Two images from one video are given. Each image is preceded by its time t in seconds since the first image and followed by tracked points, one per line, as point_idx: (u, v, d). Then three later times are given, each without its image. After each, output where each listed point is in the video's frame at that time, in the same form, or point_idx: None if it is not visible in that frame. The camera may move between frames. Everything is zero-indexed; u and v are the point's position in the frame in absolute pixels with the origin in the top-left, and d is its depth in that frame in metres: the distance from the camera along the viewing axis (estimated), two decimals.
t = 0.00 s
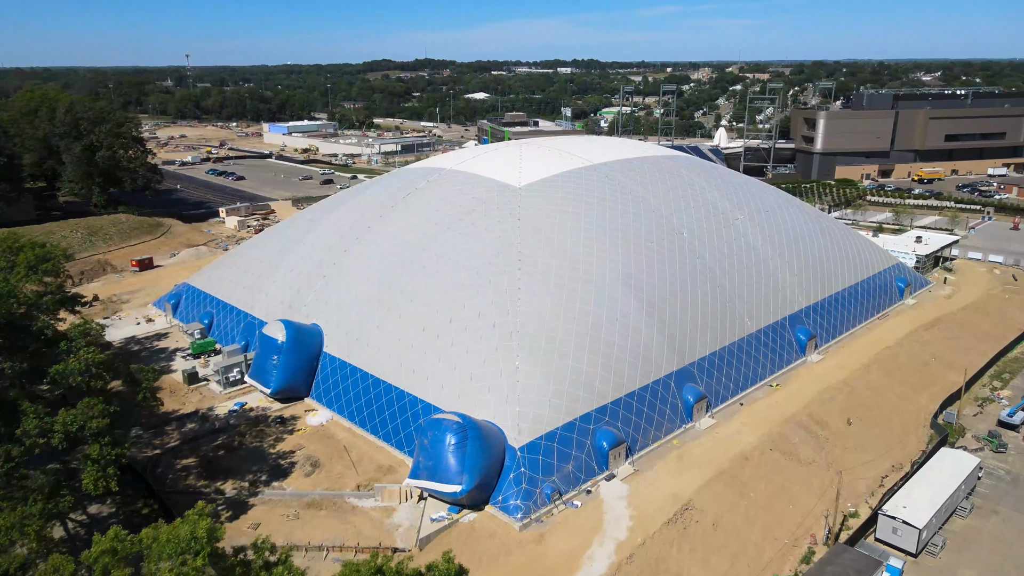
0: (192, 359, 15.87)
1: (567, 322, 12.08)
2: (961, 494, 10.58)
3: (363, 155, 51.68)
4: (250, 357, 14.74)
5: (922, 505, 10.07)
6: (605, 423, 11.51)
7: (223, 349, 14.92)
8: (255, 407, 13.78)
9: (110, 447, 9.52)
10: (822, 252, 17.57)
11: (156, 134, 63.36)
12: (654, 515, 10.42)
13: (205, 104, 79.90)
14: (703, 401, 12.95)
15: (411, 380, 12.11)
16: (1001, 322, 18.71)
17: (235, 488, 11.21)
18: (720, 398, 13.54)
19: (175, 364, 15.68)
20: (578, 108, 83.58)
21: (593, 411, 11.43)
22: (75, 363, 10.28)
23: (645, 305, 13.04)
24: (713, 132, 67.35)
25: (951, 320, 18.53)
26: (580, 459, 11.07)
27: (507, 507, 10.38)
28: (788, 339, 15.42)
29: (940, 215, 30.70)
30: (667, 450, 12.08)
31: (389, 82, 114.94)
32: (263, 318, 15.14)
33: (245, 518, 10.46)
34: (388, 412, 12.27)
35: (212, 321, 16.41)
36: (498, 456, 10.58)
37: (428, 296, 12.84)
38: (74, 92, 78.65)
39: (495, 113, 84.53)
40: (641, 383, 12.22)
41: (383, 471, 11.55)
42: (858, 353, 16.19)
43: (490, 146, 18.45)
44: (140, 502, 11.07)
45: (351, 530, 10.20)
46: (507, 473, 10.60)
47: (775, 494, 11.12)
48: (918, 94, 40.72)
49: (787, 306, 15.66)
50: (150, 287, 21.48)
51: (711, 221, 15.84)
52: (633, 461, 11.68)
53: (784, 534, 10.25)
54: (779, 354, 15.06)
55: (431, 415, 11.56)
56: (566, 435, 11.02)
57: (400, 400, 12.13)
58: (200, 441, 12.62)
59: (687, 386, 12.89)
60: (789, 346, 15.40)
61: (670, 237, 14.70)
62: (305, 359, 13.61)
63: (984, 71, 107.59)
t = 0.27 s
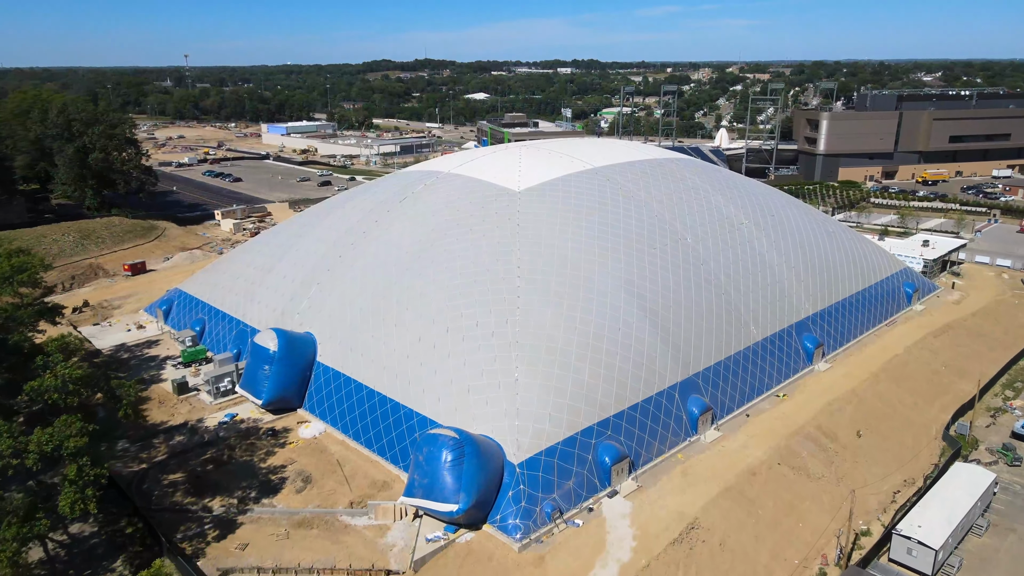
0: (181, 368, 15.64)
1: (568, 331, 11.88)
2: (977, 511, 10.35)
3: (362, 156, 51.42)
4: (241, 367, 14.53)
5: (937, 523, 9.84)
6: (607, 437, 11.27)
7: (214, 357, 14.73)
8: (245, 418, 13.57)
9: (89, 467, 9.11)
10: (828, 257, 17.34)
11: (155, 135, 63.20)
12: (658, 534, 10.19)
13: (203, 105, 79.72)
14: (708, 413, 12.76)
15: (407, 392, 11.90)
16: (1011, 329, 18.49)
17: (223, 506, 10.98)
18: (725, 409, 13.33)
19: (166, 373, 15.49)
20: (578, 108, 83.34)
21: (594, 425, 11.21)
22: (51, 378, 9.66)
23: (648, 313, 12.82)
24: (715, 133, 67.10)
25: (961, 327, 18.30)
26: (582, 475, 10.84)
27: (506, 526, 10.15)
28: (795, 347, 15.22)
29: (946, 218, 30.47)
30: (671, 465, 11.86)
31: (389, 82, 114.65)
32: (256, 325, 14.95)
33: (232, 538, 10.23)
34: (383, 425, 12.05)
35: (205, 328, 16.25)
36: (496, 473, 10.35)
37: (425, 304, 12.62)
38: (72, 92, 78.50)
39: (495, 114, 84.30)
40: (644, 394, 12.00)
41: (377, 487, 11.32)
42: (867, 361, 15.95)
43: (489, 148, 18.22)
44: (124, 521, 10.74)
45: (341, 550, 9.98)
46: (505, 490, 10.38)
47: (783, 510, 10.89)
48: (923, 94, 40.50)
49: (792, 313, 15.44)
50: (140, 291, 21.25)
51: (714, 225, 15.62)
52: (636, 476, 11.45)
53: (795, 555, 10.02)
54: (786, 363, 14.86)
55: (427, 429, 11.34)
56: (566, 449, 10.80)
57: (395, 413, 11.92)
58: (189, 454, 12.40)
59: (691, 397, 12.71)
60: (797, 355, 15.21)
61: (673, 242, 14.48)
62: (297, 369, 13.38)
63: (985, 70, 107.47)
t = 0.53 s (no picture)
0: (171, 377, 15.44)
1: (569, 342, 11.66)
2: (994, 531, 10.11)
3: (361, 157, 51.18)
4: (231, 377, 14.39)
5: (954, 544, 9.61)
6: (609, 452, 11.03)
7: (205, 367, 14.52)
8: (236, 431, 13.34)
9: (64, 489, 8.84)
10: (833, 263, 17.11)
11: (153, 135, 62.97)
12: (663, 555, 9.95)
13: (202, 105, 79.50)
14: (714, 425, 12.51)
15: (403, 404, 11.68)
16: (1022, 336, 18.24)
17: (209, 524, 10.74)
18: (732, 421, 13.09)
19: (155, 383, 15.30)
20: (579, 108, 83.15)
21: (596, 440, 10.97)
22: (24, 398, 9.47)
23: (652, 323, 12.60)
24: (716, 133, 66.86)
25: (971, 334, 18.06)
26: (583, 492, 10.59)
27: (504, 548, 9.89)
28: (803, 356, 14.99)
29: (952, 221, 30.21)
30: (676, 480, 11.62)
31: (389, 83, 114.44)
32: (247, 334, 14.76)
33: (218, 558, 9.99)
34: (377, 439, 11.82)
35: (196, 335, 16.09)
36: (495, 492, 10.10)
37: (422, 313, 12.40)
38: (70, 92, 78.29)
39: (496, 115, 83.98)
40: (647, 407, 11.78)
41: (371, 505, 11.07)
42: (875, 370, 15.70)
43: (487, 150, 17.99)
44: (106, 541, 10.55)
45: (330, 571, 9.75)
46: (504, 509, 10.13)
47: (792, 529, 10.65)
48: (928, 95, 40.31)
49: (799, 321, 15.20)
50: (132, 297, 21.05)
51: (718, 231, 15.38)
52: (640, 493, 11.21)
53: None
54: (794, 373, 14.66)
55: (422, 444, 11.11)
56: (568, 466, 10.55)
57: (389, 427, 11.69)
58: (176, 470, 12.16)
59: (696, 410, 12.46)
60: (804, 364, 14.99)
61: (676, 248, 14.25)
62: (288, 380, 13.17)
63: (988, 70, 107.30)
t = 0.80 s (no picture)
0: (160, 387, 15.22)
1: (569, 354, 11.43)
2: (1014, 552, 9.87)
3: (359, 158, 50.90)
4: (221, 388, 14.20)
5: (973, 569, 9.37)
6: (612, 469, 10.79)
7: (195, 377, 14.30)
8: (225, 445, 13.11)
9: (36, 515, 8.66)
10: (841, 269, 16.85)
11: (150, 136, 62.81)
12: None
13: (201, 106, 79.30)
14: (720, 439, 12.28)
15: (398, 419, 11.43)
16: None
17: (195, 545, 10.48)
18: (738, 435, 12.85)
19: (144, 393, 15.08)
20: (579, 109, 82.92)
21: (598, 457, 10.72)
22: None
23: (655, 333, 12.36)
24: (717, 134, 66.62)
25: (982, 341, 17.83)
26: (585, 512, 10.34)
27: (502, 571, 9.63)
28: (811, 365, 14.78)
29: (958, 223, 29.98)
30: (682, 497, 11.39)
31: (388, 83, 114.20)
32: (238, 343, 14.54)
33: None
34: (372, 454, 11.57)
35: (186, 343, 15.88)
36: (492, 513, 9.84)
37: (420, 323, 12.16)
38: (68, 92, 78.14)
39: (495, 115, 83.75)
40: (652, 421, 11.53)
41: (364, 524, 10.82)
42: (884, 380, 15.47)
43: (486, 152, 17.75)
44: (85, 564, 10.11)
45: None
46: (503, 530, 9.87)
47: (803, 550, 10.41)
48: (932, 95, 40.18)
49: (807, 330, 14.95)
50: (122, 302, 20.81)
51: (722, 237, 15.13)
52: (644, 511, 10.95)
53: None
54: (802, 384, 14.45)
55: (417, 461, 10.86)
56: (568, 484, 10.30)
57: (383, 442, 11.45)
58: (161, 486, 11.92)
59: (702, 423, 12.23)
60: (813, 374, 14.78)
61: (679, 255, 14.00)
62: (279, 392, 12.93)
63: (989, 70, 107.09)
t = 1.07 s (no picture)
0: (148, 398, 15.02)
1: (570, 366, 11.20)
2: None
3: (358, 159, 50.64)
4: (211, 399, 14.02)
5: None
6: (615, 487, 10.55)
7: (184, 388, 14.09)
8: (213, 459, 12.89)
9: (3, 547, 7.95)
10: (848, 276, 16.60)
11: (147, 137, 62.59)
12: None
13: (200, 106, 79.15)
14: (727, 454, 12.03)
15: (393, 434, 11.19)
16: None
17: (179, 568, 10.22)
18: (746, 449, 12.64)
19: (131, 404, 14.88)
20: (580, 109, 82.75)
21: (601, 475, 10.49)
22: None
23: (657, 344, 12.10)
24: (718, 134, 66.43)
25: (993, 349, 17.65)
26: (587, 533, 10.09)
27: None
28: (819, 376, 14.57)
29: (964, 226, 29.77)
30: (688, 516, 11.17)
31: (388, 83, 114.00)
32: (230, 353, 14.33)
33: None
34: (365, 471, 11.33)
35: (176, 352, 15.68)
36: (489, 536, 9.59)
37: (416, 334, 11.91)
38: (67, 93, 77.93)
39: (495, 116, 83.58)
40: (657, 436, 11.30)
41: (356, 545, 10.57)
42: (895, 391, 15.26)
43: (485, 155, 17.52)
44: None
45: None
46: (500, 554, 9.61)
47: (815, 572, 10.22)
48: (936, 96, 40.07)
49: (814, 339, 14.72)
50: (113, 309, 20.60)
51: (726, 243, 14.87)
52: (648, 532, 10.72)
53: None
54: (811, 396, 14.25)
55: (412, 481, 10.61)
56: (569, 504, 10.05)
57: (377, 459, 11.21)
58: (146, 504, 11.68)
59: (708, 438, 11.98)
60: (821, 385, 14.58)
61: (681, 263, 13.74)
62: (269, 405, 12.68)
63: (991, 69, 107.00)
